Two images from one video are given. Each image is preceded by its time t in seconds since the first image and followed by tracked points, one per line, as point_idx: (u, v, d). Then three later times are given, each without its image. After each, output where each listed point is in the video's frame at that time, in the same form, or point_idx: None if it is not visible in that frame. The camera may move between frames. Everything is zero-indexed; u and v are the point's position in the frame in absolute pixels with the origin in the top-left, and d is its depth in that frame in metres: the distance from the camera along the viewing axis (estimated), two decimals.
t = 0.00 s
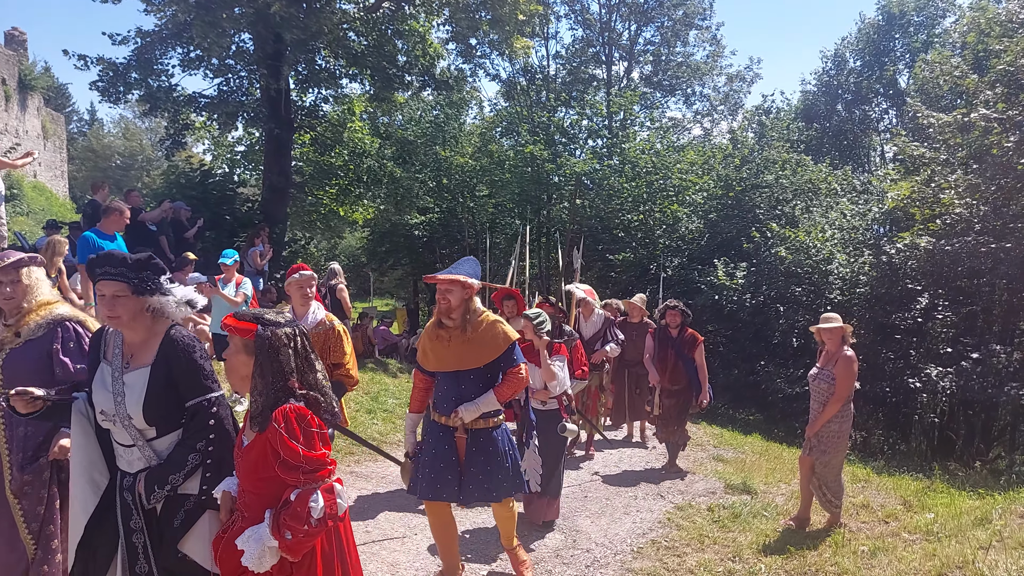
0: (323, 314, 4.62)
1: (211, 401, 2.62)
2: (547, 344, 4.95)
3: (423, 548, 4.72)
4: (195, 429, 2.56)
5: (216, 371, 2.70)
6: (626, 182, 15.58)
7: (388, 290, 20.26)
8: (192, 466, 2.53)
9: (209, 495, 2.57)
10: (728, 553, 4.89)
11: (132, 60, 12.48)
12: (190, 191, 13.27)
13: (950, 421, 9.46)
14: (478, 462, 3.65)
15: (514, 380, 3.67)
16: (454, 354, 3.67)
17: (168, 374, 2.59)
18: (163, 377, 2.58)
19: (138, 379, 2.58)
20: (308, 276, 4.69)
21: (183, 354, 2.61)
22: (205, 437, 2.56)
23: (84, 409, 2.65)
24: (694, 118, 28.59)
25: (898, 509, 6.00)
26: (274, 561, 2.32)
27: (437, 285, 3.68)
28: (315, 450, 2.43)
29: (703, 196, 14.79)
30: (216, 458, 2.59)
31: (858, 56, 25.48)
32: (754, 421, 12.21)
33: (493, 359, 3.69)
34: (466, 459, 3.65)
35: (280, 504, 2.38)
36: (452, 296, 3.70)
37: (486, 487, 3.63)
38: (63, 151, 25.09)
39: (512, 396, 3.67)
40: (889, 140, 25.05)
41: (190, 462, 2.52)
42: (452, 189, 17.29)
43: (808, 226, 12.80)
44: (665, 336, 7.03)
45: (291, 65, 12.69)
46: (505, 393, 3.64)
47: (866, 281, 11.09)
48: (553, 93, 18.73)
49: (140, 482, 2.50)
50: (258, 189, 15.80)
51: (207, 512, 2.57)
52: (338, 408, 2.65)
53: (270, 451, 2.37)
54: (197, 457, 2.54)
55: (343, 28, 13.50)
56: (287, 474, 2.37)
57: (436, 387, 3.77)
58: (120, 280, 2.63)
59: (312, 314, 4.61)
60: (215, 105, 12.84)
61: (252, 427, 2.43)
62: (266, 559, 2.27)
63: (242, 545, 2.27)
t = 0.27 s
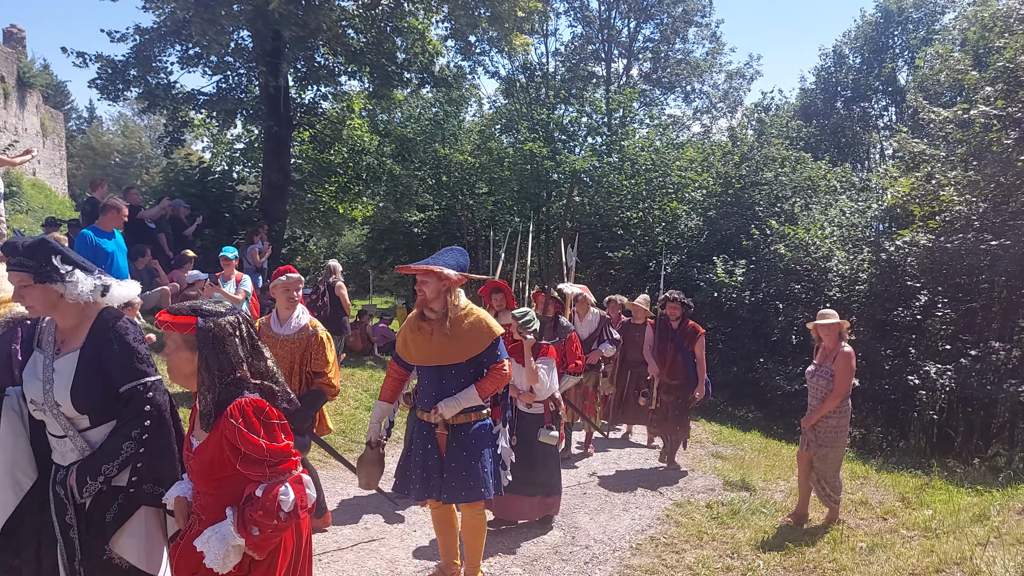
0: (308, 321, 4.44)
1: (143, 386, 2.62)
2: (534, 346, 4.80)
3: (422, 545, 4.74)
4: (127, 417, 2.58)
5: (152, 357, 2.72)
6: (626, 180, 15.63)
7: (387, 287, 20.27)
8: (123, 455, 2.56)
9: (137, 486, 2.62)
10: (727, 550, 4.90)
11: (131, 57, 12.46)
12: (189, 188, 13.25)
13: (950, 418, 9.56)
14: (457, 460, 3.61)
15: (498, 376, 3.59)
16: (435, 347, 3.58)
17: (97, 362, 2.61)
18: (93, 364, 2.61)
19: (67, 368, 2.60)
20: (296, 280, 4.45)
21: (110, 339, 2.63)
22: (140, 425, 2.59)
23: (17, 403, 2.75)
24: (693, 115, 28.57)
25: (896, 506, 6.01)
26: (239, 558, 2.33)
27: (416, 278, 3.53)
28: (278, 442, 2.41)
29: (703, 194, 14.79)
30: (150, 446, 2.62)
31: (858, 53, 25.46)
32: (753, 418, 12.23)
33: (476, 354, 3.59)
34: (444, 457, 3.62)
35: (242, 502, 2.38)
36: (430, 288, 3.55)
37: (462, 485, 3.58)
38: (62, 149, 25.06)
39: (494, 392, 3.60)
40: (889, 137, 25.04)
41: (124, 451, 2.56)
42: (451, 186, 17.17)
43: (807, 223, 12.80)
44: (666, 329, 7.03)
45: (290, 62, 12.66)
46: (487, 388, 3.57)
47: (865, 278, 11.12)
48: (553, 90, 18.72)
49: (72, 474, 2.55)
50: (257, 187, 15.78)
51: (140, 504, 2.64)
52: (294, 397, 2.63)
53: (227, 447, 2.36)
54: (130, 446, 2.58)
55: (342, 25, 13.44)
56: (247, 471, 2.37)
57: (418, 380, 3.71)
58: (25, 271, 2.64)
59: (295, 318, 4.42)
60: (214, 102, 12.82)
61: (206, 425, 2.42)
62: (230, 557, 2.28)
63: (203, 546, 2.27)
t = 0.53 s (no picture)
0: (289, 313, 4.06)
1: (85, 394, 2.61)
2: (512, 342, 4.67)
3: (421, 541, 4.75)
4: (70, 425, 2.59)
5: (100, 362, 2.70)
6: (626, 177, 15.62)
7: (387, 284, 20.27)
8: (63, 465, 2.57)
9: (81, 500, 2.64)
10: (726, 546, 4.91)
11: (130, 53, 12.44)
12: (188, 185, 13.24)
13: (948, 415, 9.59)
14: (432, 473, 3.44)
15: (482, 392, 3.40)
16: (417, 357, 3.43)
17: (39, 366, 2.60)
18: (37, 369, 2.60)
19: (11, 372, 2.61)
20: (278, 274, 4.08)
21: (53, 344, 2.61)
22: (82, 434, 2.60)
23: None
24: (693, 111, 28.54)
25: (895, 502, 6.02)
26: None
27: (405, 282, 3.38)
28: (226, 461, 2.34)
29: (702, 190, 14.78)
30: (93, 456, 2.63)
31: (858, 49, 25.43)
32: (752, 415, 12.25)
33: (460, 366, 3.41)
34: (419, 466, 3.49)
35: (182, 521, 2.31)
36: (416, 294, 3.41)
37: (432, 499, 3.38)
38: (61, 145, 25.04)
39: (476, 408, 3.41)
40: (889, 134, 25.02)
41: (64, 460, 2.57)
42: (450, 183, 17.24)
43: (807, 220, 12.80)
44: (661, 328, 6.91)
45: (289, 59, 12.65)
46: (469, 404, 3.37)
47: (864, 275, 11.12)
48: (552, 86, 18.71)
49: (11, 481, 2.56)
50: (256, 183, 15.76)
51: (81, 516, 2.66)
52: (245, 408, 2.53)
53: (169, 466, 2.26)
54: (72, 455, 2.59)
55: (340, 21, 13.37)
56: (189, 490, 2.28)
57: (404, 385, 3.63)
58: None
59: (276, 311, 4.04)
60: (213, 99, 12.80)
61: (147, 439, 2.31)
62: None
63: (136, 570, 2.19)
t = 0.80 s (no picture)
0: (265, 313, 3.84)
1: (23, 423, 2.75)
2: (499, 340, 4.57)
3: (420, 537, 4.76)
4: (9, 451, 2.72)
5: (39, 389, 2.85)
6: (625, 174, 15.63)
7: (386, 281, 20.26)
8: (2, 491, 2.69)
9: (21, 531, 2.75)
10: (725, 543, 4.91)
11: (129, 49, 12.42)
12: (188, 182, 13.23)
13: (949, 412, 9.59)
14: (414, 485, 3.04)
15: (473, 399, 2.98)
16: (406, 352, 3.06)
17: None
18: None
19: None
20: (249, 273, 3.85)
21: None
22: (20, 462, 2.74)
23: None
24: (693, 108, 28.52)
25: (894, 499, 6.02)
26: None
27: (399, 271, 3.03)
28: (161, 473, 2.48)
29: (702, 187, 14.78)
30: (31, 483, 2.77)
31: (858, 46, 25.41)
32: (751, 412, 12.26)
33: (452, 368, 3.02)
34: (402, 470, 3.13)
35: (115, 536, 2.48)
36: (409, 286, 3.03)
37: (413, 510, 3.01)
38: (60, 142, 25.01)
39: (465, 416, 3.00)
40: (889, 131, 24.99)
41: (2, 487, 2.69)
42: (450, 180, 17.18)
43: (807, 217, 12.80)
44: (653, 325, 6.66)
45: (289, 55, 12.64)
46: (457, 411, 2.97)
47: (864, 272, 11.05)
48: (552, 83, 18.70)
49: None
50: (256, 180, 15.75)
51: (19, 547, 2.75)
52: (187, 413, 2.68)
53: (102, 474, 2.41)
54: (10, 481, 2.71)
55: (340, 18, 13.28)
56: (124, 502, 2.43)
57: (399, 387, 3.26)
58: None
59: (251, 311, 3.83)
60: (212, 96, 12.78)
61: (82, 443, 2.46)
62: None
63: None
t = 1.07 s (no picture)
0: (229, 317, 3.63)
1: None
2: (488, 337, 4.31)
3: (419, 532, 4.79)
4: None
5: None
6: (625, 171, 15.63)
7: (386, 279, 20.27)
8: None
9: None
10: (726, 540, 4.92)
11: (129, 47, 12.40)
12: (188, 179, 13.22)
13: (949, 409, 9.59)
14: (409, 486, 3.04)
15: (463, 399, 2.97)
16: (394, 354, 3.07)
17: None
18: None
19: None
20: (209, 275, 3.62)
21: None
22: None
23: None
24: (692, 106, 28.49)
25: (894, 497, 6.02)
26: None
27: (384, 269, 3.04)
28: (81, 494, 2.50)
29: (702, 185, 14.78)
30: None
31: (858, 44, 25.39)
32: (751, 410, 12.26)
33: (440, 367, 3.01)
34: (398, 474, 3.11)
35: (35, 560, 2.54)
36: (397, 283, 3.04)
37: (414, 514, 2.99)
38: (60, 139, 25.01)
39: (457, 416, 2.99)
40: (889, 129, 24.95)
41: None
42: (450, 177, 17.22)
43: (807, 215, 12.79)
44: (650, 320, 6.42)
45: (288, 53, 12.63)
46: (447, 410, 2.96)
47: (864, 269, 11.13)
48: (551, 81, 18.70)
49: None
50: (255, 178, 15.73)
51: None
52: (113, 427, 2.71)
53: (17, 495, 2.44)
54: None
55: (340, 15, 13.26)
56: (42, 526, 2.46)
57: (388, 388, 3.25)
58: None
59: (214, 316, 3.62)
60: (212, 93, 12.78)
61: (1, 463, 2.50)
62: None
63: None
